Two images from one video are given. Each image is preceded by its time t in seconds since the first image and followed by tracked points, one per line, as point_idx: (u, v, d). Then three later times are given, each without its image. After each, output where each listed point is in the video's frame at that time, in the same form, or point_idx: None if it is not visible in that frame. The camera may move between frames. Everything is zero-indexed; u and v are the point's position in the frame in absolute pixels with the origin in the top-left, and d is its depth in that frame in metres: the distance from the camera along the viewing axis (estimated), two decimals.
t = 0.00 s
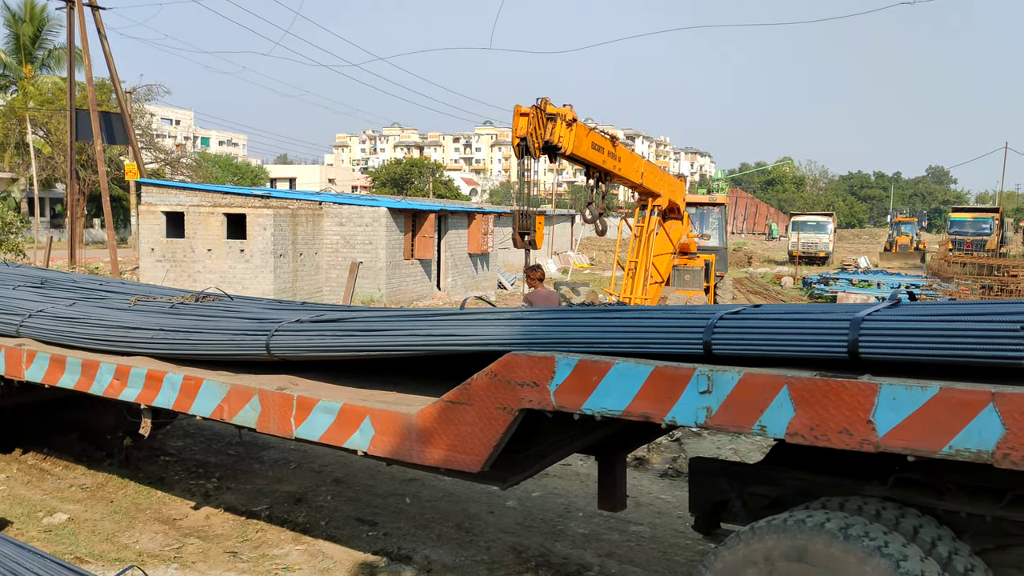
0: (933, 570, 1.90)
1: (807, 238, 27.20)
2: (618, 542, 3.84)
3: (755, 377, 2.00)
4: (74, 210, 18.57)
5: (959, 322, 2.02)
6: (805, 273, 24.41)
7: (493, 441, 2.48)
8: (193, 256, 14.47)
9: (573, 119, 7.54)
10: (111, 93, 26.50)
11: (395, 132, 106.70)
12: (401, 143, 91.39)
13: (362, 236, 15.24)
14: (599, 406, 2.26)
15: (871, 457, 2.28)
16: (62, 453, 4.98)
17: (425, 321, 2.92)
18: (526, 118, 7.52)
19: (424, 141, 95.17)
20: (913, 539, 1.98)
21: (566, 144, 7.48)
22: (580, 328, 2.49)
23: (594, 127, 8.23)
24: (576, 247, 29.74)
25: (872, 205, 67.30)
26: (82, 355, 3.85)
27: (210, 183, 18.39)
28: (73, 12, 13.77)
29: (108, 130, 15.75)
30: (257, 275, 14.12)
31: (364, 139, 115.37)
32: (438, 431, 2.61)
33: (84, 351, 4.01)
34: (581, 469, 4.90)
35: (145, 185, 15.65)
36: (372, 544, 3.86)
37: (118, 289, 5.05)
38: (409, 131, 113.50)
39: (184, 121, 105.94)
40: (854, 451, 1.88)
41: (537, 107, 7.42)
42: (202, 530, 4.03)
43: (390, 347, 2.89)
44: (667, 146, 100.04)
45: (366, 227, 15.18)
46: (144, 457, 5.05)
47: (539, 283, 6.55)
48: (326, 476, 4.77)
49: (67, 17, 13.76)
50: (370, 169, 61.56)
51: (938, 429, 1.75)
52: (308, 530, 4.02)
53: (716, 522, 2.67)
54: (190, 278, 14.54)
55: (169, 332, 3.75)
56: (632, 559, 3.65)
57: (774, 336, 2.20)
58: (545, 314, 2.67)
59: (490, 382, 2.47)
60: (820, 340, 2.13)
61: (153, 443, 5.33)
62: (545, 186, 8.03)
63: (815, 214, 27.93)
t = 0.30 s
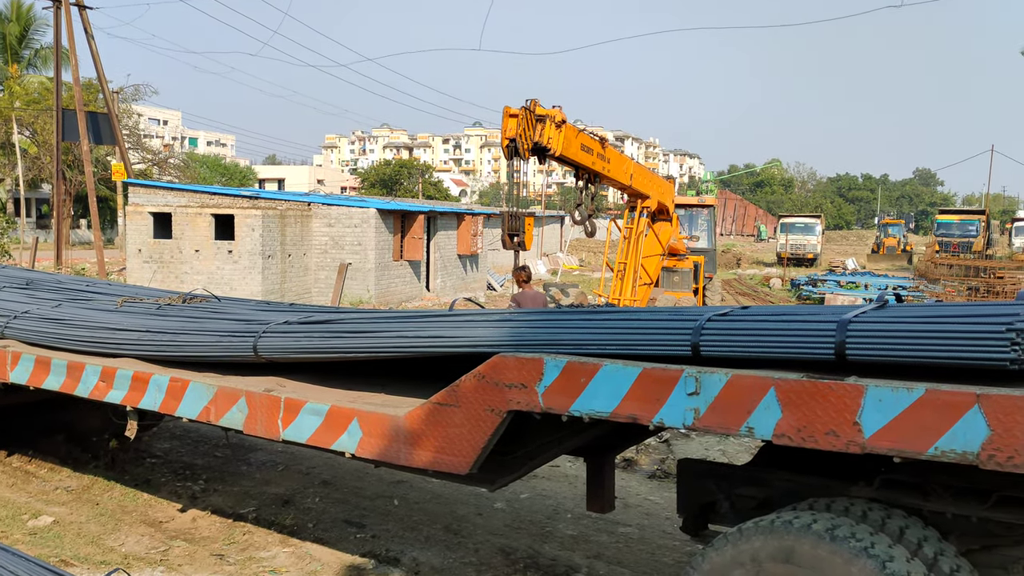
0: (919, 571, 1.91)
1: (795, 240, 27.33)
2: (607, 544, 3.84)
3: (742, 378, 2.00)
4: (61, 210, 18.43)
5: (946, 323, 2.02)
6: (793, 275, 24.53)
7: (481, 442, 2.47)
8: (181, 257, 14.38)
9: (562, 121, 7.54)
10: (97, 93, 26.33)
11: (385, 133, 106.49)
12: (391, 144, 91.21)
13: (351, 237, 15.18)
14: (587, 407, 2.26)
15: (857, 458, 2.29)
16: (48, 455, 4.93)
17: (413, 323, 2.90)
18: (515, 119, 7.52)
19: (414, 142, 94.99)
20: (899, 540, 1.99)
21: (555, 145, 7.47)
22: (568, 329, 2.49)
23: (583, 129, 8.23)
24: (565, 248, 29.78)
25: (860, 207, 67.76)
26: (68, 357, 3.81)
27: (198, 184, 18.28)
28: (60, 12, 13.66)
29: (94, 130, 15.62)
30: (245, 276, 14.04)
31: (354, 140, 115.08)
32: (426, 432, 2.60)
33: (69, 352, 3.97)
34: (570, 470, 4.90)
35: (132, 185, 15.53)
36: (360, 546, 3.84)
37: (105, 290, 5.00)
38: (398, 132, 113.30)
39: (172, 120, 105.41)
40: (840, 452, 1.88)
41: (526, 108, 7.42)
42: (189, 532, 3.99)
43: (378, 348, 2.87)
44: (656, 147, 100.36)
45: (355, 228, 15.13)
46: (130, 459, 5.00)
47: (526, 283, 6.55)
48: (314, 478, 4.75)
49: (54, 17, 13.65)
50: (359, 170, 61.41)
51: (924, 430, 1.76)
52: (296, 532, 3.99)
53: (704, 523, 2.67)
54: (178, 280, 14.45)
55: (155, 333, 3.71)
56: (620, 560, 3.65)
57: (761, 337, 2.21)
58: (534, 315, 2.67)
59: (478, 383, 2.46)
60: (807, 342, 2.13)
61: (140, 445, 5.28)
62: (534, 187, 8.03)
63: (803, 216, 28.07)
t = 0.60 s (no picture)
0: (911, 572, 1.91)
1: (790, 242, 27.38)
2: (601, 545, 3.83)
3: (735, 380, 2.00)
4: (55, 211, 18.37)
5: (938, 325, 2.03)
6: (788, 276, 24.60)
7: (475, 444, 2.47)
8: (176, 258, 14.34)
9: (557, 123, 7.54)
10: (92, 94, 26.28)
11: (381, 135, 106.43)
12: (387, 145, 91.16)
13: (346, 238, 15.17)
14: (581, 409, 2.26)
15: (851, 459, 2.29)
16: (41, 457, 4.92)
17: (407, 324, 2.90)
18: (510, 121, 7.52)
19: (409, 143, 94.94)
20: (891, 542, 1.99)
21: (551, 147, 7.46)
22: (561, 331, 2.49)
23: (578, 130, 8.23)
24: (561, 250, 29.79)
25: (855, 208, 67.93)
26: (61, 358, 3.79)
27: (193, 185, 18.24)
28: (54, 12, 13.62)
29: (89, 131, 15.58)
30: (240, 277, 14.01)
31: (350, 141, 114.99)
32: (420, 434, 2.59)
33: (62, 354, 3.96)
34: (564, 472, 4.90)
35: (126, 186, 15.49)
36: (354, 548, 3.83)
37: (99, 291, 4.98)
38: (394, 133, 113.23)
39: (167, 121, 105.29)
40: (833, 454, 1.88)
41: (521, 110, 7.42)
42: (183, 534, 3.98)
43: (371, 349, 2.87)
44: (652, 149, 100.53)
45: (351, 229, 15.11)
46: (124, 460, 4.99)
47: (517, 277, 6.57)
48: (308, 480, 4.74)
49: (48, 17, 13.61)
50: (355, 171, 61.36)
51: (915, 431, 1.76)
52: (290, 534, 3.98)
53: (698, 524, 2.67)
54: (173, 281, 14.41)
55: (149, 335, 3.70)
56: (615, 561, 3.65)
57: (753, 339, 2.21)
58: (527, 317, 2.67)
59: (471, 385, 2.46)
60: (800, 344, 2.14)
61: (133, 447, 5.26)
62: (530, 189, 8.02)
63: (798, 218, 28.13)
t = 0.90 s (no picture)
0: (911, 569, 1.91)
1: (789, 239, 27.41)
2: (600, 542, 3.84)
3: (736, 377, 2.00)
4: (54, 208, 18.35)
5: (937, 322, 2.03)
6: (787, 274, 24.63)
7: (475, 441, 2.47)
8: (175, 255, 14.33)
9: (557, 120, 7.52)
10: (91, 91, 26.25)
11: (379, 132, 106.35)
12: (385, 143, 91.11)
13: (346, 235, 15.17)
14: (581, 406, 2.26)
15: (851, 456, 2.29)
16: (40, 454, 4.91)
17: (407, 321, 2.90)
18: (509, 118, 7.51)
19: (408, 140, 94.89)
20: (891, 538, 2.00)
21: (550, 144, 7.45)
22: (560, 328, 2.49)
23: (577, 127, 8.23)
24: (560, 247, 29.81)
25: (853, 206, 67.97)
26: (60, 355, 3.78)
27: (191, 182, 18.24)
28: (53, 9, 13.58)
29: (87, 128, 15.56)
30: (239, 274, 14.01)
31: (348, 138, 114.89)
32: (420, 431, 2.59)
33: (62, 351, 3.95)
34: (563, 469, 4.90)
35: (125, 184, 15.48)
36: (354, 545, 3.83)
37: (98, 288, 4.98)
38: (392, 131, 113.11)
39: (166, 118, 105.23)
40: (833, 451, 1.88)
41: (521, 107, 7.42)
42: (182, 531, 3.98)
43: (371, 346, 2.86)
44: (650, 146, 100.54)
45: (350, 226, 15.11)
46: (123, 458, 4.99)
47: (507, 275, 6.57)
48: (307, 477, 4.74)
49: (47, 14, 13.59)
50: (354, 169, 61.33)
51: (915, 428, 1.76)
52: (290, 531, 3.98)
53: (698, 521, 2.67)
54: (171, 278, 14.39)
55: (148, 331, 3.70)
56: (614, 558, 3.65)
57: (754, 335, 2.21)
58: (527, 314, 2.67)
59: (471, 382, 2.46)
60: (800, 341, 2.14)
61: (133, 443, 5.26)
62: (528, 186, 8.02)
63: (797, 216, 28.16)
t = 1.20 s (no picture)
0: (913, 565, 1.91)
1: (791, 237, 27.36)
2: (602, 539, 3.84)
3: (737, 374, 2.00)
4: (58, 207, 18.41)
5: (938, 318, 2.03)
6: (790, 271, 24.59)
7: (476, 438, 2.47)
8: (177, 254, 14.35)
9: (558, 117, 7.53)
10: (94, 90, 26.31)
11: (382, 130, 106.39)
12: (387, 141, 91.14)
13: (348, 233, 15.18)
14: (582, 403, 2.26)
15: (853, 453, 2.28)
16: (43, 452, 4.92)
17: (408, 319, 2.90)
18: (511, 116, 7.51)
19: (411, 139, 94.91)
20: (893, 535, 2.00)
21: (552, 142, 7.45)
22: (562, 325, 2.49)
23: (579, 125, 8.22)
24: (563, 245, 29.81)
25: (856, 203, 67.85)
26: (63, 353, 3.79)
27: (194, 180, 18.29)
28: (55, 8, 13.61)
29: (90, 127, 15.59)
30: (242, 272, 14.01)
31: (351, 137, 114.96)
32: (422, 428, 2.59)
33: (65, 349, 3.96)
34: (566, 466, 4.90)
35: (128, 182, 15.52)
36: (356, 542, 3.84)
37: (100, 286, 4.98)
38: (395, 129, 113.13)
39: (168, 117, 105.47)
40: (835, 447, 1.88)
41: (522, 105, 7.42)
42: (185, 529, 3.99)
43: (373, 343, 2.87)
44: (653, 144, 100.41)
45: (352, 225, 15.13)
46: (126, 455, 5.00)
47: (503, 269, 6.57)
48: (310, 475, 4.74)
49: (50, 13, 13.61)
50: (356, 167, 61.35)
51: (917, 424, 1.76)
52: (292, 529, 3.99)
53: (700, 519, 2.67)
54: (174, 276, 14.41)
55: (151, 329, 3.70)
56: (616, 556, 3.65)
57: (755, 332, 2.21)
58: (529, 311, 2.67)
59: (473, 379, 2.46)
60: (801, 337, 2.14)
61: (136, 441, 5.27)
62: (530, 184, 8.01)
63: (799, 214, 28.11)
